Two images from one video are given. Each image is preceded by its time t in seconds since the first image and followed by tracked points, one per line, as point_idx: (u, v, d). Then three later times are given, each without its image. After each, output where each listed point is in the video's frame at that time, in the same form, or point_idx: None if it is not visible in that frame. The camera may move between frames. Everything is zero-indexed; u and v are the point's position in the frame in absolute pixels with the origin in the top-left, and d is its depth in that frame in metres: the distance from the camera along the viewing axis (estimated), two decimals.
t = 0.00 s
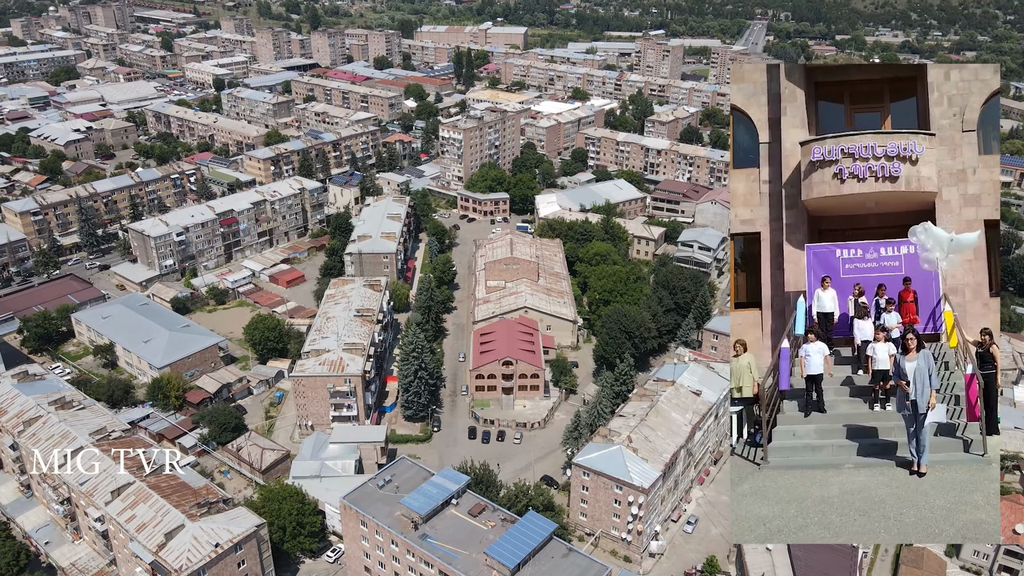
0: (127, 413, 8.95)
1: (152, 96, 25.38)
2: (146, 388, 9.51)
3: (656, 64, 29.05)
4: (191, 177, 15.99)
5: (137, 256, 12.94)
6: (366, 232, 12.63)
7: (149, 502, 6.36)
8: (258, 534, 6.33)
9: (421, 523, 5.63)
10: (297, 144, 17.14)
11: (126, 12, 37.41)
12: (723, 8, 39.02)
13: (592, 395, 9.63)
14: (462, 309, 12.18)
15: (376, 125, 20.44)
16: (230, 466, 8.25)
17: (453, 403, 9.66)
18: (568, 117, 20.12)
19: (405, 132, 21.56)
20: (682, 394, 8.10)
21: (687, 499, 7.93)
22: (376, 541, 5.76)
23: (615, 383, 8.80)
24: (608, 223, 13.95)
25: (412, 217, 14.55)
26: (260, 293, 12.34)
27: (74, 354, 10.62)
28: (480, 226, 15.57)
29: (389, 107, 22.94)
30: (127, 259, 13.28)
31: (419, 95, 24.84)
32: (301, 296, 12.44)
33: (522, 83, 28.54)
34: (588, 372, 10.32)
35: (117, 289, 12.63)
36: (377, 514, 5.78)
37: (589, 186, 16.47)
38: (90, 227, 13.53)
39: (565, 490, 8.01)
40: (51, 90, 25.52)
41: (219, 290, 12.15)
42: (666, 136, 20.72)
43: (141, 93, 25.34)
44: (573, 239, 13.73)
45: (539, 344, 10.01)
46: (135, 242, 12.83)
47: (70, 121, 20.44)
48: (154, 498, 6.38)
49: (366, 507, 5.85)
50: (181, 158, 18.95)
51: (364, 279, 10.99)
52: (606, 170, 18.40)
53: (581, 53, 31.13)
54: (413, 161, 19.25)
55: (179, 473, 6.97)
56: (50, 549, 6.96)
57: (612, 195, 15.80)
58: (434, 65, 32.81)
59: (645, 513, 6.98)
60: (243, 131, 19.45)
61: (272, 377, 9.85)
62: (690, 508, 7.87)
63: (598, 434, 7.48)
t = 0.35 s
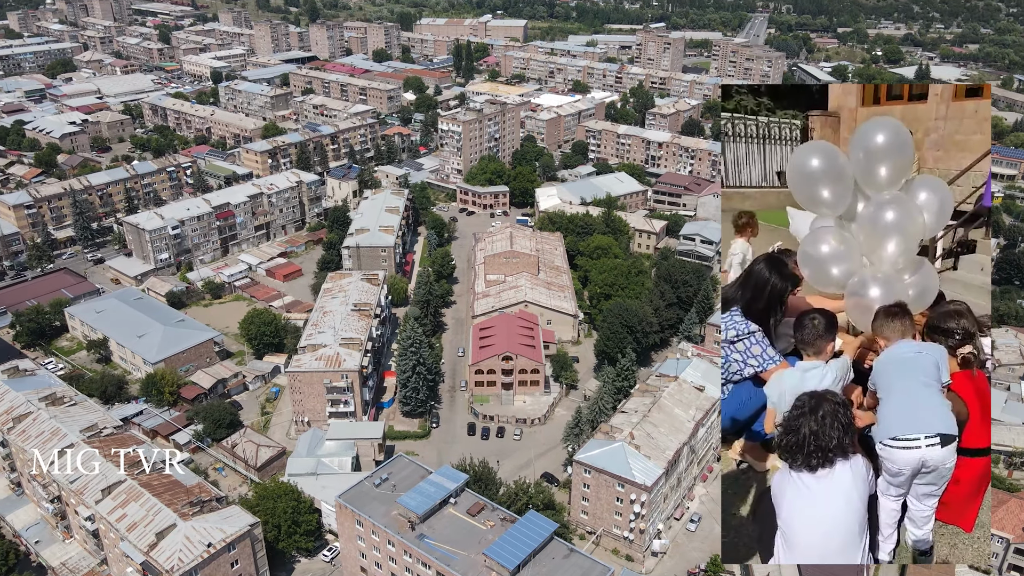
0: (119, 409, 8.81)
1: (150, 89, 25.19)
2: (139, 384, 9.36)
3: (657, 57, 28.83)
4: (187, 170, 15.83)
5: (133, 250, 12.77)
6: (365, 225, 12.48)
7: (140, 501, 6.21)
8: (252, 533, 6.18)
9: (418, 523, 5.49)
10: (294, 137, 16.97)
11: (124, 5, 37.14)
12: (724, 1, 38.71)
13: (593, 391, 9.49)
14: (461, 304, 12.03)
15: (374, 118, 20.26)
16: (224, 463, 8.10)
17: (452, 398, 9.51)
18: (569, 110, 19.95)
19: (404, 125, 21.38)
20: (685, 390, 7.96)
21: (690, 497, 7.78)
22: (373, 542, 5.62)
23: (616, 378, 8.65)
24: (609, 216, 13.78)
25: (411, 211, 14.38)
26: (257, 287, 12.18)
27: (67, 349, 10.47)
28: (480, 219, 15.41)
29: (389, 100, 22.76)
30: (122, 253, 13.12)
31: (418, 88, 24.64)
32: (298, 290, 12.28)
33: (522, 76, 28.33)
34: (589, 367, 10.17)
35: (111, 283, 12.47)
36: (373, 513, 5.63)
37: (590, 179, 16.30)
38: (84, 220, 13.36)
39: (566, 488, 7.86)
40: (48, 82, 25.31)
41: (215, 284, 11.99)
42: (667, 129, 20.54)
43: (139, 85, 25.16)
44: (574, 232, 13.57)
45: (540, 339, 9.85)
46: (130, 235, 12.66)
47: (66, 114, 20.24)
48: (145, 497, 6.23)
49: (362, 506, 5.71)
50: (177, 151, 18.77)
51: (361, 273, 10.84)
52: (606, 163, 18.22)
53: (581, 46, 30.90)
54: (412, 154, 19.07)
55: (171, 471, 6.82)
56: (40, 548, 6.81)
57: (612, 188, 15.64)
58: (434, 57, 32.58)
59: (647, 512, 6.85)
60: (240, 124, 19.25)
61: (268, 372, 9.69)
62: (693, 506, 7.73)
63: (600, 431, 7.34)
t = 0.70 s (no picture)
0: (111, 404, 8.65)
1: (147, 80, 24.97)
2: (133, 377, 9.21)
3: (658, 47, 28.61)
4: (183, 161, 15.65)
5: (127, 242, 12.59)
6: (362, 216, 12.30)
7: (131, 498, 6.06)
8: (246, 531, 6.04)
9: (415, 521, 5.34)
10: (292, 127, 16.78)
11: None
12: None
13: (594, 385, 9.34)
14: (460, 296, 11.87)
15: (373, 109, 20.06)
16: (219, 458, 7.96)
17: (451, 392, 9.37)
18: (569, 100, 19.74)
19: (403, 116, 21.19)
20: (688, 384, 7.81)
21: (693, 493, 7.64)
22: (369, 540, 5.47)
23: (618, 372, 8.50)
24: (610, 207, 13.60)
25: (409, 202, 14.21)
26: (253, 279, 12.02)
27: (60, 343, 10.32)
28: (479, 211, 15.24)
29: (387, 91, 22.56)
30: (117, 245, 12.95)
31: (417, 79, 24.43)
32: (295, 282, 12.11)
33: (522, 66, 28.12)
34: (590, 361, 10.01)
35: (106, 276, 12.30)
36: (369, 511, 5.48)
37: (591, 170, 16.11)
38: (78, 212, 13.18)
39: (567, 484, 7.71)
40: (44, 73, 25.10)
41: (211, 276, 11.83)
42: (668, 120, 20.35)
43: (136, 76, 24.96)
44: (574, 224, 13.40)
45: (540, 332, 9.70)
46: (124, 227, 12.49)
47: (61, 105, 20.03)
48: (136, 494, 6.08)
49: (358, 504, 5.55)
50: (174, 142, 18.58)
51: (358, 265, 10.66)
52: (607, 154, 18.04)
53: (582, 37, 30.64)
54: (410, 145, 18.88)
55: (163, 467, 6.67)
56: (30, 546, 6.66)
57: (613, 179, 15.47)
58: (433, 48, 32.34)
59: (650, 508, 6.70)
60: (237, 115, 19.05)
61: (264, 366, 9.53)
62: (696, 502, 7.58)
63: (601, 426, 7.20)
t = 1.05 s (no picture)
0: (104, 398, 8.52)
1: (143, 70, 24.74)
2: (127, 371, 9.06)
3: (659, 38, 28.35)
4: (179, 152, 15.46)
5: (122, 233, 12.42)
6: (360, 208, 12.13)
7: (122, 495, 5.92)
8: (239, 528, 5.90)
9: (412, 519, 5.20)
10: (289, 118, 16.60)
11: None
12: None
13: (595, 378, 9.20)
14: (459, 288, 11.72)
15: (371, 99, 19.86)
16: (214, 453, 7.83)
17: (449, 385, 9.22)
18: (569, 91, 19.53)
19: (402, 106, 20.97)
20: (691, 378, 7.68)
21: (696, 488, 7.50)
22: (365, 538, 5.34)
23: (620, 365, 8.36)
24: (611, 198, 13.43)
25: (408, 193, 14.04)
26: (249, 271, 11.86)
27: (53, 335, 10.18)
28: (479, 202, 15.07)
29: (386, 81, 22.33)
30: (111, 237, 12.78)
31: (416, 69, 24.19)
32: (292, 274, 11.96)
33: (521, 57, 27.88)
34: (591, 354, 9.87)
35: (100, 268, 12.14)
36: (365, 509, 5.35)
37: (591, 161, 15.93)
38: (73, 203, 13.01)
39: (567, 479, 7.59)
40: (39, 63, 24.85)
41: (207, 268, 11.67)
42: (670, 110, 20.13)
43: (132, 67, 24.71)
44: (575, 215, 13.23)
45: (540, 324, 9.56)
46: (119, 218, 12.32)
47: (56, 95, 19.82)
48: (127, 491, 5.95)
49: (354, 501, 5.42)
50: (170, 133, 18.39)
51: (356, 257, 10.50)
52: (608, 145, 17.84)
53: (582, 27, 30.35)
54: (409, 136, 18.68)
55: (155, 463, 6.55)
56: (20, 543, 6.53)
57: (614, 170, 15.28)
58: (432, 39, 32.06)
59: (652, 505, 6.57)
60: (234, 105, 18.85)
61: (260, 359, 9.40)
62: (699, 498, 7.45)
63: (603, 420, 7.06)
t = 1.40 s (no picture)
0: (97, 393, 8.36)
1: (140, 63, 24.52)
2: (120, 366, 8.91)
3: (660, 30, 28.12)
4: (174, 144, 15.28)
5: (117, 226, 12.24)
6: (358, 200, 11.96)
7: (112, 493, 5.78)
8: (232, 527, 5.75)
9: (409, 519, 5.05)
10: (286, 110, 16.41)
11: None
12: None
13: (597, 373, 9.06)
14: (458, 282, 11.56)
15: (370, 92, 19.66)
16: (208, 450, 7.68)
17: (448, 381, 9.07)
18: (570, 83, 19.34)
19: (401, 99, 20.76)
20: (695, 372, 7.52)
21: (700, 485, 7.35)
22: (360, 538, 5.19)
23: (622, 360, 8.20)
24: (612, 191, 13.25)
25: (407, 185, 13.86)
26: (246, 265, 11.69)
27: (46, 330, 10.02)
28: (478, 195, 14.89)
29: (385, 74, 22.11)
30: (106, 230, 12.61)
31: (415, 62, 23.99)
32: (288, 268, 11.79)
33: (521, 49, 27.67)
34: (592, 348, 9.72)
35: (95, 262, 11.97)
36: (360, 508, 5.20)
37: (592, 153, 15.75)
38: (67, 196, 12.83)
39: (568, 476, 7.44)
40: (35, 56, 24.65)
41: (202, 262, 11.50)
42: (672, 102, 19.93)
43: (129, 59, 24.50)
44: (576, 208, 13.06)
45: (541, 319, 9.41)
46: (114, 211, 12.14)
47: (51, 87, 19.61)
48: (117, 489, 5.80)
49: (349, 500, 5.27)
50: (167, 125, 18.21)
51: (353, 250, 10.33)
52: (609, 137, 17.64)
53: (583, 19, 30.10)
54: (408, 129, 18.49)
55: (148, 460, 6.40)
56: (9, 542, 6.39)
57: (616, 162, 15.10)
58: (431, 32, 31.80)
59: (656, 503, 6.42)
60: (231, 98, 18.66)
61: (255, 354, 9.23)
62: (703, 495, 7.30)
63: (605, 417, 6.92)
